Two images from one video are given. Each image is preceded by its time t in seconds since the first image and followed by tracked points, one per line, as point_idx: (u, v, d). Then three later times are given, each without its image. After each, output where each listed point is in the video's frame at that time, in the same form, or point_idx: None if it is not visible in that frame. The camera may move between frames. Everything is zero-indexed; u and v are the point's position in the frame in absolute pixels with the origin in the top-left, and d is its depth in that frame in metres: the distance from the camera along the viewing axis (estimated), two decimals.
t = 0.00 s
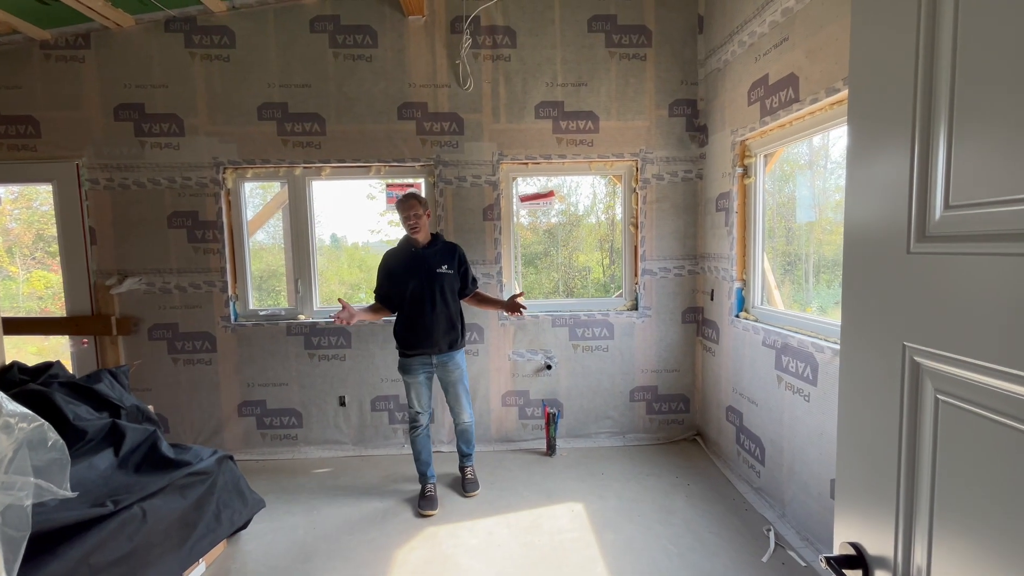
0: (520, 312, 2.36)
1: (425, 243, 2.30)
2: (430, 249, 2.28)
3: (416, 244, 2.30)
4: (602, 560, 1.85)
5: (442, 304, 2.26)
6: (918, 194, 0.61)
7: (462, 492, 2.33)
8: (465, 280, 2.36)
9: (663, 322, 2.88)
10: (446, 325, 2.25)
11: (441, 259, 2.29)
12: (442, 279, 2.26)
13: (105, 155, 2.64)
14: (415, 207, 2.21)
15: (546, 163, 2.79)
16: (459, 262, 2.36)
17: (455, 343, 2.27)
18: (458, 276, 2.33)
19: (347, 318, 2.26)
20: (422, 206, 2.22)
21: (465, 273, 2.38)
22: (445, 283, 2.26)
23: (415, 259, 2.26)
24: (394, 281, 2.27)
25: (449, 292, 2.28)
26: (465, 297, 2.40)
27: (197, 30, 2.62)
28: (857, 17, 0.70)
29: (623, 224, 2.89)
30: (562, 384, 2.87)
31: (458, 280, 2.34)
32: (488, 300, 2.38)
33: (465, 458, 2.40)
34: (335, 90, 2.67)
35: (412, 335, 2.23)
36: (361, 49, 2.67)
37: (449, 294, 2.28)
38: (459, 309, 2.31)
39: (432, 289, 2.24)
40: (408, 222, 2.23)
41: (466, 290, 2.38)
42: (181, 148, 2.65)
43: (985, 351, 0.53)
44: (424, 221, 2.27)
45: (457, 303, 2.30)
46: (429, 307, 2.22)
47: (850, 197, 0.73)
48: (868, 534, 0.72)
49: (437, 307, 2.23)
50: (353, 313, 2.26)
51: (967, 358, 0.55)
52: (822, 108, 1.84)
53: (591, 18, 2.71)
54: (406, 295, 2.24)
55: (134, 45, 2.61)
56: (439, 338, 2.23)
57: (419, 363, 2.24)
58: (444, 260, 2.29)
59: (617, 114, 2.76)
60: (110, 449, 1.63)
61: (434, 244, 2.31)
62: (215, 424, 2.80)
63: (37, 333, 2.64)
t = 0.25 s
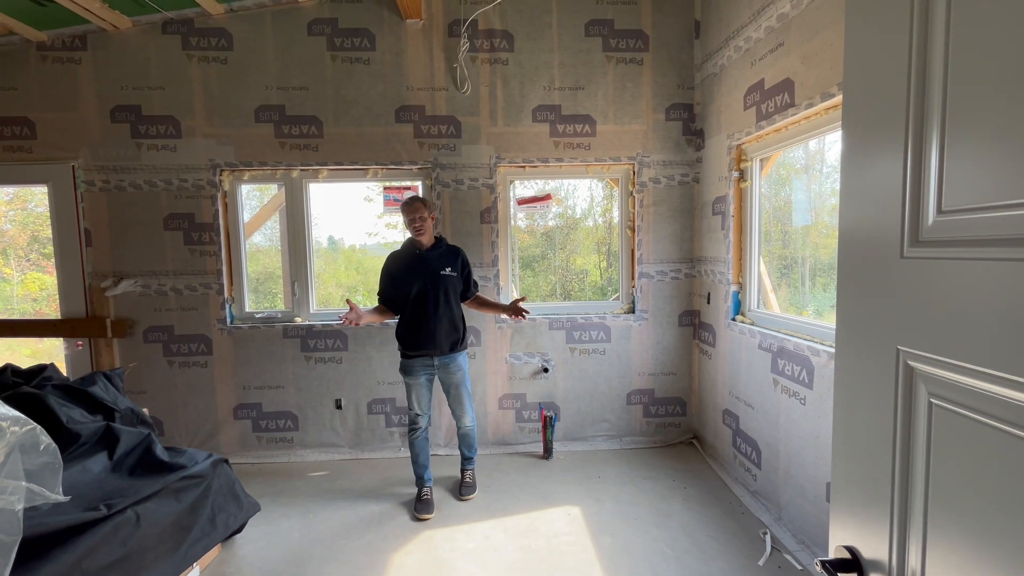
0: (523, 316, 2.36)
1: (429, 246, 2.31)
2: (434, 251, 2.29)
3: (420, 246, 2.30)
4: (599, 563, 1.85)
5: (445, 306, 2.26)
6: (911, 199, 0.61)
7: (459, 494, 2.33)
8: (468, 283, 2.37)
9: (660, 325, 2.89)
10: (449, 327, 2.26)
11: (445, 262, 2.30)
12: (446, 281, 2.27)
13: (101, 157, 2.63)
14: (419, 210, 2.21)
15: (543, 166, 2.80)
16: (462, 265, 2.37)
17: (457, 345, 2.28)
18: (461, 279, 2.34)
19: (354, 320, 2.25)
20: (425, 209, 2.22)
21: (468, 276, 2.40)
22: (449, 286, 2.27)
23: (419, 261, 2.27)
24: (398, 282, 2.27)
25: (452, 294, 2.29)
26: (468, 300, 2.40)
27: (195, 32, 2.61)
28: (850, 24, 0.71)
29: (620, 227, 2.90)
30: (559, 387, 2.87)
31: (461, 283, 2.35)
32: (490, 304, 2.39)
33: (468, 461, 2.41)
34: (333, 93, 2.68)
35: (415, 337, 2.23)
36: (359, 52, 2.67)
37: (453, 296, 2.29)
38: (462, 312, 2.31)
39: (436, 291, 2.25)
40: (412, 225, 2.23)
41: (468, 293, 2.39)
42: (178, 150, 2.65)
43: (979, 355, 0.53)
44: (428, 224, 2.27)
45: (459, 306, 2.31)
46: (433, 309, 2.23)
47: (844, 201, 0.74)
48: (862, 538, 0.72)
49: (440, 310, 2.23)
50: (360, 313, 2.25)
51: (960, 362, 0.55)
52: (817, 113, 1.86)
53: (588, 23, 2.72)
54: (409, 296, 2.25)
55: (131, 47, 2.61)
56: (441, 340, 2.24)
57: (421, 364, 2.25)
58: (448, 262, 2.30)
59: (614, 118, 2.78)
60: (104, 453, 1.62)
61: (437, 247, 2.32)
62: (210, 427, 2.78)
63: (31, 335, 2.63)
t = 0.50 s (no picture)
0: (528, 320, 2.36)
1: (437, 248, 2.34)
2: (441, 254, 2.32)
3: (429, 248, 2.34)
4: (597, 566, 1.84)
5: (451, 307, 2.29)
6: (905, 203, 0.61)
7: (455, 496, 2.33)
8: (475, 286, 2.39)
9: (658, 328, 2.89)
10: (454, 328, 2.28)
11: (452, 264, 2.32)
12: (452, 283, 2.30)
13: (100, 158, 2.63)
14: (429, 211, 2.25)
15: (542, 169, 2.80)
16: (470, 268, 2.39)
17: (462, 347, 2.29)
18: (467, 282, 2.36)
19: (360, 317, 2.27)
20: (436, 211, 2.27)
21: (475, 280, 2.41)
22: (455, 287, 2.29)
23: (426, 262, 2.30)
24: (406, 282, 2.31)
25: (459, 296, 2.31)
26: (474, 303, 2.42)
27: (195, 34, 2.62)
28: (845, 28, 0.72)
29: (618, 230, 2.90)
30: (557, 389, 2.87)
31: (467, 286, 2.37)
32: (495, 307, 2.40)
33: (464, 463, 2.41)
34: (332, 95, 2.68)
35: (420, 337, 2.26)
36: (358, 54, 2.68)
37: (458, 298, 2.31)
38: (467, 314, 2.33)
39: (442, 292, 2.27)
40: (421, 225, 2.27)
41: (475, 296, 2.40)
42: (177, 152, 2.65)
43: (972, 359, 0.53)
44: (438, 225, 2.31)
45: (465, 308, 2.33)
46: (438, 310, 2.26)
47: (840, 204, 0.74)
48: (857, 540, 0.72)
49: (445, 311, 2.26)
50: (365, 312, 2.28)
51: (955, 365, 0.56)
52: (815, 117, 1.87)
53: (587, 26, 2.73)
54: (415, 297, 2.28)
55: (131, 48, 2.61)
56: (445, 341, 2.25)
57: (425, 364, 2.27)
58: (455, 265, 2.32)
59: (613, 121, 2.78)
60: (100, 454, 1.62)
61: (445, 249, 2.35)
62: (208, 429, 2.78)
63: (28, 336, 2.62)
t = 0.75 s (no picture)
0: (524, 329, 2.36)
1: (447, 249, 2.36)
2: (451, 255, 2.34)
3: (439, 249, 2.36)
4: (596, 568, 1.84)
5: (457, 309, 2.30)
6: (903, 204, 0.62)
7: (454, 497, 2.34)
8: (484, 289, 2.39)
9: (658, 329, 2.89)
10: (459, 330, 2.29)
11: (461, 266, 2.33)
12: (460, 285, 2.31)
13: (101, 158, 2.63)
14: (442, 213, 2.29)
15: (542, 170, 2.81)
16: (480, 271, 2.40)
17: (467, 349, 2.30)
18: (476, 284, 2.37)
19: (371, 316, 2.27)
20: (449, 213, 2.31)
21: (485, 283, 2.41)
22: (462, 289, 2.30)
23: (436, 263, 2.32)
24: (415, 283, 2.33)
25: (466, 298, 2.32)
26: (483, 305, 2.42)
27: (196, 35, 2.63)
28: (843, 30, 0.72)
29: (618, 231, 2.90)
30: (557, 390, 2.87)
31: (476, 288, 2.37)
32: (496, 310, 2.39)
33: (463, 465, 2.41)
34: (332, 96, 2.69)
35: (426, 336, 2.28)
36: (359, 55, 2.69)
37: (465, 301, 2.31)
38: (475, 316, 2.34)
39: (449, 294, 2.29)
40: (433, 226, 2.30)
41: (484, 299, 2.41)
42: (178, 152, 2.65)
43: (970, 362, 0.54)
44: (450, 228, 2.34)
45: (472, 310, 2.34)
46: (445, 311, 2.27)
47: (839, 206, 0.74)
48: (855, 543, 0.72)
49: (452, 312, 2.27)
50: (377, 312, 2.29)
51: (953, 368, 0.56)
52: (815, 119, 1.87)
53: (587, 28, 2.74)
54: (423, 297, 2.30)
55: (132, 49, 2.61)
56: (450, 342, 2.27)
57: (430, 363, 2.29)
58: (464, 267, 2.33)
59: (613, 122, 2.79)
60: (100, 454, 1.62)
61: (455, 251, 2.37)
62: (207, 429, 2.78)
63: (28, 336, 2.63)
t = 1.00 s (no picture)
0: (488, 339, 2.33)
1: (459, 251, 2.37)
2: (461, 258, 2.34)
3: (451, 250, 2.38)
4: (597, 570, 1.84)
5: (465, 311, 2.30)
6: (904, 206, 0.62)
7: (455, 496, 2.34)
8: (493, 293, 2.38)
9: (659, 330, 2.89)
10: (466, 332, 2.29)
11: (471, 269, 2.34)
12: (468, 288, 2.31)
13: (103, 158, 2.64)
14: (457, 216, 2.29)
15: (544, 171, 2.81)
16: (490, 274, 2.39)
17: (472, 350, 2.31)
18: (485, 287, 2.37)
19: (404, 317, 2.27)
20: (464, 216, 2.31)
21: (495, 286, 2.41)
22: (471, 292, 2.31)
23: (446, 264, 2.33)
24: (426, 283, 2.35)
25: (474, 300, 2.32)
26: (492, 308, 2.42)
27: (199, 35, 2.63)
28: (846, 31, 0.72)
29: (620, 232, 2.90)
30: (558, 391, 2.87)
31: (485, 291, 2.37)
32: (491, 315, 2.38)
33: (464, 465, 2.41)
34: (334, 96, 2.69)
35: (434, 336, 2.31)
36: (361, 56, 2.69)
37: (473, 303, 2.32)
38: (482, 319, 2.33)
39: (457, 295, 2.30)
40: (446, 227, 2.31)
41: (493, 302, 2.40)
42: (180, 152, 2.66)
43: (973, 364, 0.53)
44: (463, 230, 2.34)
45: (480, 313, 2.34)
46: (453, 312, 2.29)
47: (841, 208, 0.74)
48: (857, 545, 0.72)
49: (459, 313, 2.28)
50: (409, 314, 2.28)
51: (956, 370, 0.55)
52: (817, 120, 1.86)
53: (589, 29, 2.74)
54: (432, 297, 2.32)
55: (135, 48, 2.62)
56: (457, 343, 2.28)
57: (436, 362, 2.31)
58: (474, 269, 2.34)
59: (615, 123, 2.79)
60: (101, 453, 1.61)
61: (466, 253, 2.37)
62: (208, 428, 2.78)
63: (31, 335, 2.63)
